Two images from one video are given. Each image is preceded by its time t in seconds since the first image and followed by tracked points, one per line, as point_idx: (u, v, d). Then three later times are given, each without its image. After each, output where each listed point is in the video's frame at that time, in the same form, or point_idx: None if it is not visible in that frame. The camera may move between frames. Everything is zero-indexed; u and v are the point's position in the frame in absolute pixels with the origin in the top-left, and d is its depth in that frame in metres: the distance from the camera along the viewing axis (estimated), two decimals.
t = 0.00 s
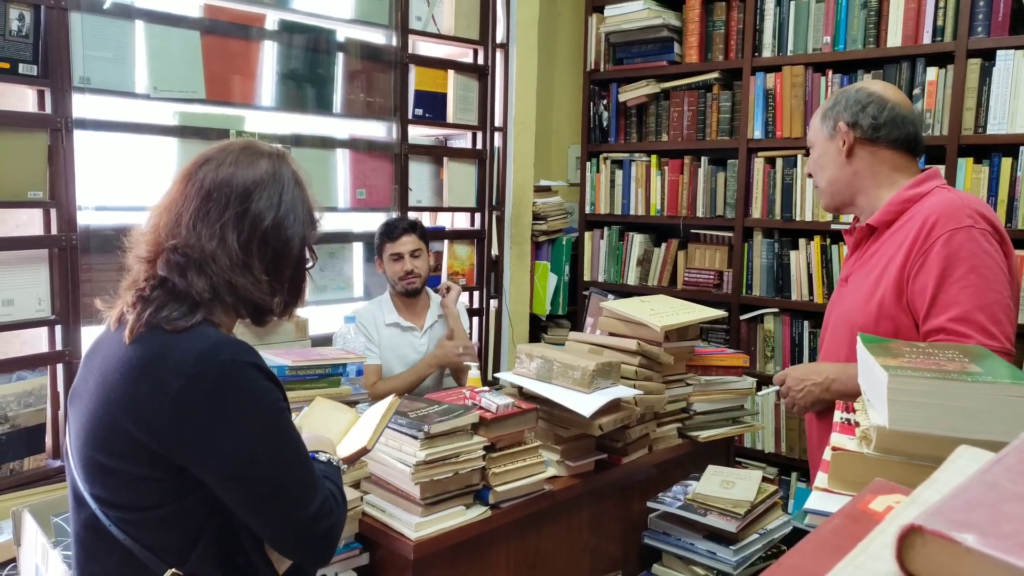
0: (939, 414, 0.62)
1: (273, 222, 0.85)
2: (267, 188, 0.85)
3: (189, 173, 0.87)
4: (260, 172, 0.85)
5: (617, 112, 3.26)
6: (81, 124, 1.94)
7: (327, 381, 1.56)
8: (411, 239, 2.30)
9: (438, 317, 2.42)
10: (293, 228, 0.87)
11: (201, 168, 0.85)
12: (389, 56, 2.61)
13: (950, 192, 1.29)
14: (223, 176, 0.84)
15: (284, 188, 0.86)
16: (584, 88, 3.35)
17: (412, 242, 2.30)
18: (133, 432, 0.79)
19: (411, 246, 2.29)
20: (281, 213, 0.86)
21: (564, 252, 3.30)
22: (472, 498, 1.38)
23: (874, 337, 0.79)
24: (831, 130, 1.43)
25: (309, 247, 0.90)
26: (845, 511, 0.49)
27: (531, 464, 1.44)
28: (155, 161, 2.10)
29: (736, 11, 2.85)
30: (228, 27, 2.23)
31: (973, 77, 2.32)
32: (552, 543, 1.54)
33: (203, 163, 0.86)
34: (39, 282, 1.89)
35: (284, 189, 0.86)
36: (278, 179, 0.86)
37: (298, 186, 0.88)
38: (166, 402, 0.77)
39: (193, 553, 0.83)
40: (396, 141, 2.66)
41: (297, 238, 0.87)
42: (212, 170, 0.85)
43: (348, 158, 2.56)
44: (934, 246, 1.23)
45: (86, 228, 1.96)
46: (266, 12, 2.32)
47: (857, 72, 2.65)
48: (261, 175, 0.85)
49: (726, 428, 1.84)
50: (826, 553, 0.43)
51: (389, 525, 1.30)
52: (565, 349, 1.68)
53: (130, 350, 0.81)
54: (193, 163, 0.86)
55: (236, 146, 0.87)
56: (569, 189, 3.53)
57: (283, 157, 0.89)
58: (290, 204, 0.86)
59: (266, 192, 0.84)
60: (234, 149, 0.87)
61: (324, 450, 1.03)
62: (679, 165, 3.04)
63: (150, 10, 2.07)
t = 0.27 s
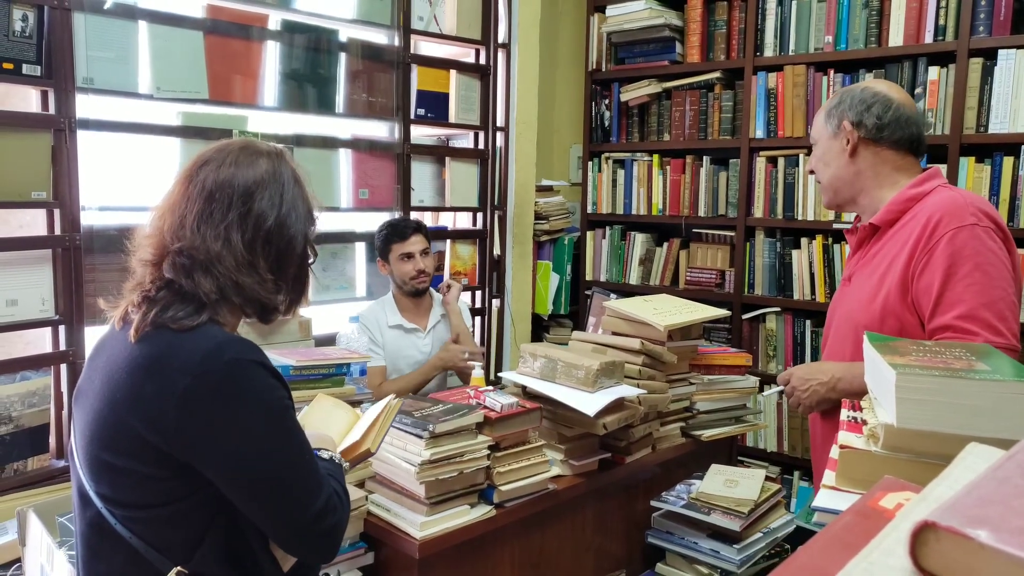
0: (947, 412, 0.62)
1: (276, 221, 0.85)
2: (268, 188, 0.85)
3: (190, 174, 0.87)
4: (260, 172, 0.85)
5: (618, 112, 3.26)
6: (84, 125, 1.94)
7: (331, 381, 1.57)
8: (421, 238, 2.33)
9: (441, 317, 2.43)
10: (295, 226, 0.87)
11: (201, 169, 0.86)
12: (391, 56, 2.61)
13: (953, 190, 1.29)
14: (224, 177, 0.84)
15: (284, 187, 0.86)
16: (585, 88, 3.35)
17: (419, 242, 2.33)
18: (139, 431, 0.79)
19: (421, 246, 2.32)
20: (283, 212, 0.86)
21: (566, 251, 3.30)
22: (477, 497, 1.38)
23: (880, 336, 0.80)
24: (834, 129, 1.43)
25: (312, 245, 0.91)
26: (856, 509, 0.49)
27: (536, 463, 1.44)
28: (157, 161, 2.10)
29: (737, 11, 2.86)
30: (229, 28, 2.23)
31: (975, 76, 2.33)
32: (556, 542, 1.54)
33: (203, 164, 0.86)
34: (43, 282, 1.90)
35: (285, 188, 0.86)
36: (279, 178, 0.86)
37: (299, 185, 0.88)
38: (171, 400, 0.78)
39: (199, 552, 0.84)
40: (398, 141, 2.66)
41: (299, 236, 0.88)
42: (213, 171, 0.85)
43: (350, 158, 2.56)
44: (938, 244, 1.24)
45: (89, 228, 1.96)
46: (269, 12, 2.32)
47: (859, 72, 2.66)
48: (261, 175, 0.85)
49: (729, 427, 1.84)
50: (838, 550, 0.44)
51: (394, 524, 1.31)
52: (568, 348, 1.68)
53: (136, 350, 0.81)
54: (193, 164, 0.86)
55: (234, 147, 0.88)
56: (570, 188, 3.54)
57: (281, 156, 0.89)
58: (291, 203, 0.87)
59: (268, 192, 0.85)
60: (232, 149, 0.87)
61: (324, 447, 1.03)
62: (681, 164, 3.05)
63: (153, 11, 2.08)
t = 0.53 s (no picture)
0: (947, 412, 0.62)
1: (277, 223, 0.86)
2: (271, 190, 0.86)
3: (193, 175, 0.87)
4: (263, 174, 0.86)
5: (618, 112, 3.26)
6: (85, 126, 1.94)
7: (332, 381, 1.57)
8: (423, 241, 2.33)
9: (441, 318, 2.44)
10: (296, 229, 0.88)
11: (204, 170, 0.86)
12: (391, 57, 2.62)
13: (957, 192, 1.30)
14: (228, 178, 0.85)
15: (286, 190, 0.87)
16: (585, 88, 3.35)
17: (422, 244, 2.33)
18: (140, 431, 0.80)
19: (423, 248, 2.32)
20: (284, 214, 0.87)
21: (566, 251, 3.31)
22: (477, 497, 1.39)
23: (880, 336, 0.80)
24: (835, 132, 1.43)
25: (311, 248, 0.91)
26: (857, 508, 0.49)
27: (536, 463, 1.44)
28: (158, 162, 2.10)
29: (737, 11, 2.86)
30: (229, 29, 2.24)
31: (974, 77, 2.33)
32: (557, 542, 1.54)
33: (206, 166, 0.87)
34: (44, 283, 1.90)
35: (287, 191, 0.87)
36: (282, 182, 0.87)
37: (300, 189, 0.89)
38: (172, 400, 0.78)
39: (198, 552, 0.84)
40: (398, 142, 2.67)
41: (299, 240, 0.89)
42: (216, 172, 0.85)
43: (351, 159, 2.56)
44: (942, 245, 1.24)
45: (90, 229, 1.97)
46: (269, 13, 2.32)
47: (858, 72, 2.66)
48: (264, 177, 0.86)
49: (729, 427, 1.85)
50: (840, 549, 0.44)
51: (395, 525, 1.31)
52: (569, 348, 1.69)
53: (136, 350, 0.82)
54: (197, 166, 0.87)
55: (237, 150, 0.89)
56: (570, 189, 3.54)
57: (285, 161, 0.90)
58: (293, 205, 0.87)
59: (270, 194, 0.85)
60: (236, 153, 0.88)
61: (322, 446, 1.04)
62: (681, 165, 3.05)
63: (154, 13, 2.08)
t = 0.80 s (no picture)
0: (945, 409, 0.62)
1: (274, 221, 0.86)
2: (267, 189, 0.86)
3: (190, 174, 0.87)
4: (260, 172, 0.86)
5: (617, 111, 3.26)
6: (84, 125, 1.94)
7: (331, 380, 1.57)
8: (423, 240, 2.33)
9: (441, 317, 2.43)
10: (293, 228, 0.88)
11: (201, 169, 0.86)
12: (390, 56, 2.62)
13: (958, 193, 1.30)
14: (225, 176, 0.85)
15: (283, 188, 0.87)
16: (584, 87, 3.36)
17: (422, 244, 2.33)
18: (137, 428, 0.80)
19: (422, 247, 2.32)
20: (281, 213, 0.87)
21: (565, 250, 3.31)
22: (477, 495, 1.39)
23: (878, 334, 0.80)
24: (832, 134, 1.44)
25: (309, 246, 0.91)
26: (855, 505, 0.50)
27: (535, 462, 1.45)
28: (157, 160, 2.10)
29: (736, 10, 2.86)
30: (227, 27, 2.23)
31: (972, 76, 2.33)
32: (555, 540, 1.54)
33: (203, 164, 0.87)
34: (43, 281, 1.90)
35: (284, 189, 0.87)
36: (278, 180, 0.87)
37: (297, 187, 0.89)
38: (168, 398, 0.78)
39: (194, 550, 0.84)
40: (397, 141, 2.67)
41: (297, 238, 0.88)
42: (213, 171, 0.85)
43: (350, 158, 2.56)
44: (944, 244, 1.24)
45: (89, 228, 1.97)
46: (268, 12, 2.32)
47: (857, 71, 2.66)
48: (260, 175, 0.86)
49: (727, 426, 1.85)
50: (837, 545, 0.44)
51: (394, 523, 1.31)
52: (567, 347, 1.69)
53: (133, 347, 0.82)
54: (193, 164, 0.87)
55: (234, 148, 0.88)
56: (569, 188, 3.54)
57: (281, 159, 0.90)
58: (290, 204, 0.87)
59: (267, 193, 0.85)
60: (233, 151, 0.88)
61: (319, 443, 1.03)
62: (679, 164, 3.05)
63: (152, 11, 2.08)
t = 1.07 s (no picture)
0: (938, 408, 0.63)
1: (269, 222, 0.86)
2: (262, 189, 0.86)
3: (184, 176, 0.88)
4: (254, 173, 0.87)
5: (614, 112, 3.27)
6: (82, 125, 1.95)
7: (329, 380, 1.57)
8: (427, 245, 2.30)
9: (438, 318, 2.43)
10: (289, 228, 0.88)
11: (196, 171, 0.87)
12: (387, 57, 2.62)
13: (950, 192, 1.31)
14: (219, 178, 0.85)
15: (278, 188, 0.87)
16: (581, 88, 3.36)
17: (422, 247, 2.31)
18: (134, 430, 0.80)
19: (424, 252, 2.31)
20: (276, 213, 0.87)
21: (562, 250, 3.31)
22: (475, 495, 1.40)
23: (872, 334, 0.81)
24: (821, 138, 1.45)
25: (305, 245, 0.92)
26: (848, 502, 0.50)
27: (533, 461, 1.45)
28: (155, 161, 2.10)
29: (732, 12, 2.87)
30: (225, 28, 2.24)
31: (967, 77, 2.34)
32: (553, 540, 1.55)
33: (197, 166, 0.88)
34: (40, 281, 1.91)
35: (279, 189, 0.87)
36: (273, 180, 0.87)
37: (292, 187, 0.89)
38: (165, 399, 0.78)
39: (192, 550, 0.84)
40: (395, 142, 2.67)
41: (292, 238, 0.89)
42: (207, 173, 0.86)
43: (347, 158, 2.57)
44: (939, 244, 1.25)
45: (87, 228, 1.97)
46: (266, 13, 2.33)
47: (853, 72, 2.67)
48: (255, 176, 0.86)
49: (724, 425, 1.86)
50: (831, 542, 0.45)
51: (392, 522, 1.32)
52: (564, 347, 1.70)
53: (130, 349, 0.82)
54: (187, 166, 0.87)
55: (227, 148, 0.89)
56: (567, 188, 3.55)
57: (275, 159, 0.90)
58: (285, 204, 0.88)
59: (262, 193, 0.86)
60: (226, 152, 0.88)
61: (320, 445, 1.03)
62: (676, 164, 3.06)
63: (150, 12, 2.08)
